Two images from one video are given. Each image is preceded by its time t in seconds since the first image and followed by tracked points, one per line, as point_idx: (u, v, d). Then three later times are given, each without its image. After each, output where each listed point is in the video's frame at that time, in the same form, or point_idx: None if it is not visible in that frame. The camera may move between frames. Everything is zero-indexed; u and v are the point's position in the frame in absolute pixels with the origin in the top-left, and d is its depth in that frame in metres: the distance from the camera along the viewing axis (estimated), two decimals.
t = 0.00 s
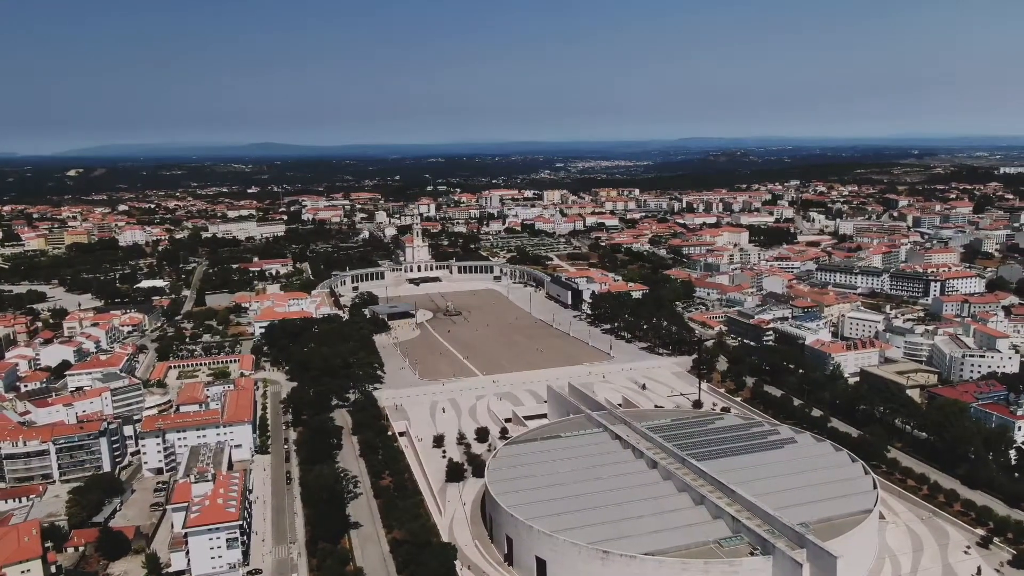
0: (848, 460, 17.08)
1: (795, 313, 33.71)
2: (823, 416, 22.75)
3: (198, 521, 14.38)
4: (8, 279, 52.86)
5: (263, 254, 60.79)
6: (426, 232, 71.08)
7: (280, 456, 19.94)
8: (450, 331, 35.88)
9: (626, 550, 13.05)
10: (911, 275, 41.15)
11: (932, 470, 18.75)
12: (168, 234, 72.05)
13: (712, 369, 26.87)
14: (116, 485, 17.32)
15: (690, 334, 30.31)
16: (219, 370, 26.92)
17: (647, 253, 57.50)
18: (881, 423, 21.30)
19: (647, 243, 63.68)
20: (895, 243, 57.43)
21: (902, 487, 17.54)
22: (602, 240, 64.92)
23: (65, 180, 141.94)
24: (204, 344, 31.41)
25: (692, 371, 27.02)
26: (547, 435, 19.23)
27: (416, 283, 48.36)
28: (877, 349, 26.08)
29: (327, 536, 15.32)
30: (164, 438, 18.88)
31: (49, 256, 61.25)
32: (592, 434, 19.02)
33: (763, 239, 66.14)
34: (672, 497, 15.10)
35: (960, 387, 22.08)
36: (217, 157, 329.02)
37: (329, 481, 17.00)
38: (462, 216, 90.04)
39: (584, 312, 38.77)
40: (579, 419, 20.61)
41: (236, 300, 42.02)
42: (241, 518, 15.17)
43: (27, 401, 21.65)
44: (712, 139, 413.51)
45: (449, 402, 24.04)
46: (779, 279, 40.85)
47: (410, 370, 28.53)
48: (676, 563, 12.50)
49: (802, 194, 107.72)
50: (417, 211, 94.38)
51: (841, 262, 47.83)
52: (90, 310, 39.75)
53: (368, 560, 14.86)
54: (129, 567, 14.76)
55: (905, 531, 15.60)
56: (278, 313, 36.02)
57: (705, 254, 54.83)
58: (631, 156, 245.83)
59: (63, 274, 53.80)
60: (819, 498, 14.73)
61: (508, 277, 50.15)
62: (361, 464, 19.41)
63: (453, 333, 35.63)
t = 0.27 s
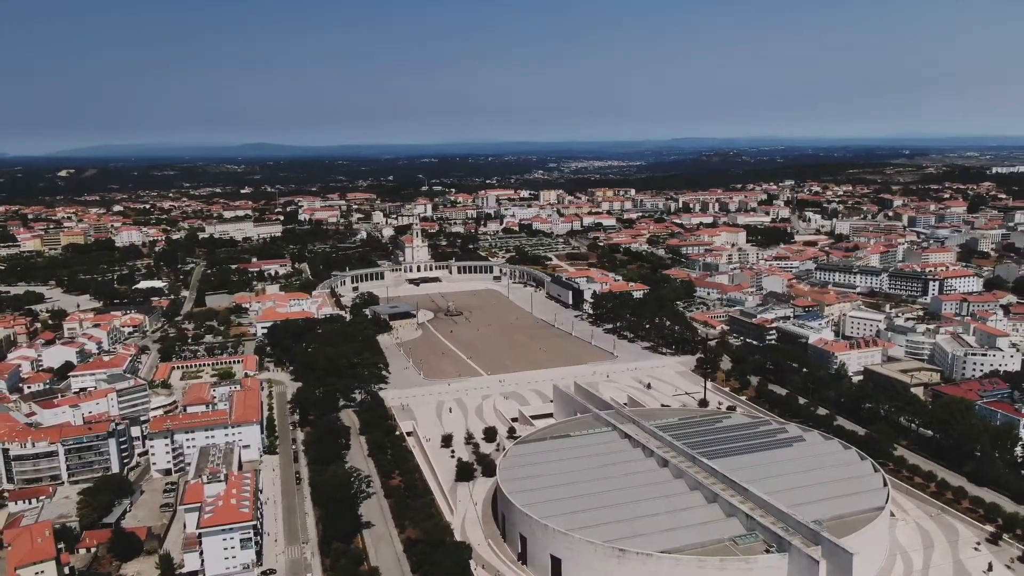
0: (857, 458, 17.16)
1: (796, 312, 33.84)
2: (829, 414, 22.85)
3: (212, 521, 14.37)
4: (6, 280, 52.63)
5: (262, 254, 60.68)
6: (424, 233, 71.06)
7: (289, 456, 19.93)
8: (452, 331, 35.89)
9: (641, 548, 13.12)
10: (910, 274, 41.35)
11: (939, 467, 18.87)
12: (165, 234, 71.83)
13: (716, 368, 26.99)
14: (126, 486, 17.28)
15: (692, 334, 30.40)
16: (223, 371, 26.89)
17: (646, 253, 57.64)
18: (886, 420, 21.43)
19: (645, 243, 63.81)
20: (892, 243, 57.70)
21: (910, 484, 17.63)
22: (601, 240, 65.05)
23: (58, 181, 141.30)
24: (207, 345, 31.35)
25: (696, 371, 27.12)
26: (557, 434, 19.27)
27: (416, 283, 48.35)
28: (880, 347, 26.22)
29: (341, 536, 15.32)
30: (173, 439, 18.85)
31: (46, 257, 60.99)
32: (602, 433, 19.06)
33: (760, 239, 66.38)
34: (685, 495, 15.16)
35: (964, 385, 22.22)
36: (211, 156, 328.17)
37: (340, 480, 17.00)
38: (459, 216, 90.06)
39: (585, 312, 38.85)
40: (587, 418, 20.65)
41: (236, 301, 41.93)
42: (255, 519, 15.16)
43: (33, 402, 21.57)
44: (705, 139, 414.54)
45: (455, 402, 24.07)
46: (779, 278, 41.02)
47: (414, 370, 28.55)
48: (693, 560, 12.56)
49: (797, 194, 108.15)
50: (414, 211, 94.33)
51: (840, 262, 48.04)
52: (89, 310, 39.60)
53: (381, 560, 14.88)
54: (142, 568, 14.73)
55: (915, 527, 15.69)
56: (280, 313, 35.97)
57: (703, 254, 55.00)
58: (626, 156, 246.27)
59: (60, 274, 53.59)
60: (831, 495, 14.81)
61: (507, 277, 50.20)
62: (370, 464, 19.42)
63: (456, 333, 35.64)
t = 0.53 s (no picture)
0: (865, 456, 17.26)
1: (797, 311, 33.98)
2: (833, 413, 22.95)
3: (225, 521, 14.35)
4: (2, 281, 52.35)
5: (259, 255, 60.53)
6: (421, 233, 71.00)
7: (296, 456, 19.91)
8: (454, 331, 35.90)
9: (655, 546, 13.18)
10: (908, 273, 41.57)
11: (944, 465, 18.98)
12: (161, 234, 71.58)
13: (719, 367, 27.08)
14: (134, 487, 17.23)
15: (695, 333, 30.50)
16: (227, 372, 26.83)
17: (644, 253, 57.76)
18: (890, 419, 21.57)
19: (643, 243, 63.93)
20: (889, 242, 57.96)
21: (917, 482, 17.74)
22: (598, 240, 65.14)
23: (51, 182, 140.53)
24: (209, 345, 31.26)
25: (699, 370, 27.22)
26: (565, 433, 19.31)
27: (415, 283, 48.33)
28: (882, 346, 26.35)
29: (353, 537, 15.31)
30: (180, 440, 18.80)
31: (41, 257, 60.69)
32: (610, 432, 19.10)
33: (757, 238, 66.60)
34: (696, 494, 15.23)
35: (967, 383, 22.35)
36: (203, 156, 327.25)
37: (350, 480, 17.01)
38: (455, 216, 90.03)
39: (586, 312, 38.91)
40: (594, 418, 20.70)
41: (235, 301, 41.82)
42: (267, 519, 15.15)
43: (38, 404, 21.46)
44: (696, 139, 415.48)
45: (460, 402, 24.09)
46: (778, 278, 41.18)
47: (418, 370, 28.56)
48: (708, 558, 12.61)
49: (792, 194, 108.53)
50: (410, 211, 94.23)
51: (838, 261, 48.24)
52: (88, 311, 39.42)
53: (394, 559, 14.90)
54: (154, 569, 14.70)
55: (923, 524, 15.78)
56: (281, 313, 35.90)
57: (701, 254, 55.15)
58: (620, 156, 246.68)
59: (57, 275, 53.32)
60: (842, 493, 14.90)
61: (506, 277, 50.22)
62: (378, 464, 19.41)
63: (457, 333, 35.64)
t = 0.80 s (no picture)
0: (869, 453, 17.38)
1: (794, 311, 34.16)
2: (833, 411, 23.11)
3: (233, 522, 14.31)
4: None
5: (254, 255, 60.31)
6: (415, 233, 70.93)
7: (300, 457, 19.89)
8: (452, 331, 35.91)
9: (666, 544, 13.25)
10: (903, 272, 41.87)
11: (946, 462, 19.14)
12: (154, 235, 71.19)
13: (719, 366, 27.21)
14: (139, 488, 17.16)
15: (694, 333, 30.62)
16: (226, 372, 26.73)
17: (639, 253, 57.92)
18: (890, 416, 21.73)
19: (637, 243, 64.09)
20: (882, 241, 58.29)
21: (920, 479, 17.88)
22: (593, 240, 65.26)
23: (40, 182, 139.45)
24: (207, 346, 31.15)
25: (699, 369, 27.34)
26: (570, 433, 19.36)
27: (411, 284, 48.28)
28: (880, 345, 26.53)
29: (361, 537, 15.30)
30: (184, 441, 18.72)
31: (34, 258, 60.24)
32: (615, 432, 19.14)
33: (751, 238, 66.95)
34: (703, 492, 15.31)
35: (966, 381, 22.52)
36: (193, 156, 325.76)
37: (356, 480, 17.00)
38: (449, 216, 90.01)
39: (583, 312, 39.00)
40: (598, 417, 20.75)
41: (231, 301, 41.68)
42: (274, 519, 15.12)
43: (38, 405, 21.30)
44: (686, 139, 417.07)
45: (462, 402, 24.11)
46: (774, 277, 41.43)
47: (418, 370, 28.56)
48: (719, 555, 12.67)
49: (784, 194, 109.08)
50: (404, 212, 94.11)
51: (832, 260, 48.51)
52: (83, 312, 39.16)
53: (403, 559, 14.90)
54: (161, 570, 14.65)
55: (928, 521, 15.90)
56: (278, 313, 35.78)
57: (696, 253, 55.36)
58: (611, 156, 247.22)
59: (50, 276, 52.95)
60: (848, 490, 15.00)
61: (502, 277, 50.25)
62: (382, 464, 19.40)
63: (456, 333, 35.64)
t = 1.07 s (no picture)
0: (869, 449, 17.56)
1: (788, 309, 34.41)
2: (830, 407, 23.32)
3: (239, 524, 14.26)
4: None
5: (244, 256, 59.96)
6: (406, 232, 70.76)
7: (301, 458, 19.82)
8: (447, 331, 35.91)
9: (675, 541, 13.32)
10: (893, 270, 42.30)
11: (943, 458, 19.37)
12: (142, 236, 70.62)
13: (715, 364, 27.38)
14: (141, 490, 17.05)
15: (689, 331, 30.78)
16: (223, 373, 26.59)
17: (630, 252, 58.11)
18: (887, 413, 21.95)
19: (628, 242, 64.30)
20: (870, 240, 58.85)
21: (919, 474, 18.07)
22: (584, 239, 65.42)
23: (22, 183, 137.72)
24: (202, 347, 30.97)
25: (696, 367, 27.51)
26: (571, 432, 19.41)
27: (404, 284, 48.19)
28: (874, 342, 26.80)
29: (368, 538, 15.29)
30: (185, 443, 18.62)
31: (20, 259, 59.57)
32: (617, 430, 19.21)
33: (741, 237, 67.38)
34: (708, 489, 15.40)
35: (960, 377, 22.79)
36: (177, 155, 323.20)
37: (360, 479, 16.96)
38: (439, 216, 89.91)
39: (577, 311, 39.12)
40: (598, 416, 20.82)
41: (224, 302, 41.44)
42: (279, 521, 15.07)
43: (35, 408, 21.11)
44: (672, 139, 418.91)
45: (462, 402, 24.12)
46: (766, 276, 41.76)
47: (416, 370, 28.55)
48: (727, 552, 12.75)
49: (771, 193, 109.83)
50: (394, 211, 93.88)
51: (823, 259, 48.93)
52: (74, 313, 38.79)
53: (409, 559, 14.91)
54: (165, 573, 14.58)
55: (928, 516, 16.09)
56: (272, 314, 35.62)
57: (688, 252, 55.65)
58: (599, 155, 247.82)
59: (37, 277, 52.40)
60: (851, 486, 15.16)
61: (495, 277, 50.28)
62: (384, 464, 19.37)
63: (451, 332, 35.64)
